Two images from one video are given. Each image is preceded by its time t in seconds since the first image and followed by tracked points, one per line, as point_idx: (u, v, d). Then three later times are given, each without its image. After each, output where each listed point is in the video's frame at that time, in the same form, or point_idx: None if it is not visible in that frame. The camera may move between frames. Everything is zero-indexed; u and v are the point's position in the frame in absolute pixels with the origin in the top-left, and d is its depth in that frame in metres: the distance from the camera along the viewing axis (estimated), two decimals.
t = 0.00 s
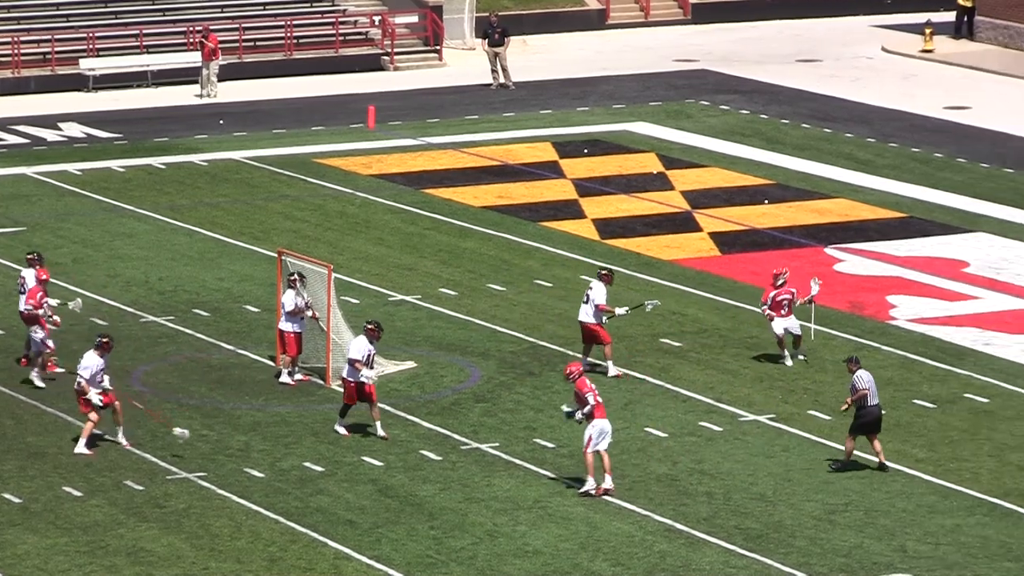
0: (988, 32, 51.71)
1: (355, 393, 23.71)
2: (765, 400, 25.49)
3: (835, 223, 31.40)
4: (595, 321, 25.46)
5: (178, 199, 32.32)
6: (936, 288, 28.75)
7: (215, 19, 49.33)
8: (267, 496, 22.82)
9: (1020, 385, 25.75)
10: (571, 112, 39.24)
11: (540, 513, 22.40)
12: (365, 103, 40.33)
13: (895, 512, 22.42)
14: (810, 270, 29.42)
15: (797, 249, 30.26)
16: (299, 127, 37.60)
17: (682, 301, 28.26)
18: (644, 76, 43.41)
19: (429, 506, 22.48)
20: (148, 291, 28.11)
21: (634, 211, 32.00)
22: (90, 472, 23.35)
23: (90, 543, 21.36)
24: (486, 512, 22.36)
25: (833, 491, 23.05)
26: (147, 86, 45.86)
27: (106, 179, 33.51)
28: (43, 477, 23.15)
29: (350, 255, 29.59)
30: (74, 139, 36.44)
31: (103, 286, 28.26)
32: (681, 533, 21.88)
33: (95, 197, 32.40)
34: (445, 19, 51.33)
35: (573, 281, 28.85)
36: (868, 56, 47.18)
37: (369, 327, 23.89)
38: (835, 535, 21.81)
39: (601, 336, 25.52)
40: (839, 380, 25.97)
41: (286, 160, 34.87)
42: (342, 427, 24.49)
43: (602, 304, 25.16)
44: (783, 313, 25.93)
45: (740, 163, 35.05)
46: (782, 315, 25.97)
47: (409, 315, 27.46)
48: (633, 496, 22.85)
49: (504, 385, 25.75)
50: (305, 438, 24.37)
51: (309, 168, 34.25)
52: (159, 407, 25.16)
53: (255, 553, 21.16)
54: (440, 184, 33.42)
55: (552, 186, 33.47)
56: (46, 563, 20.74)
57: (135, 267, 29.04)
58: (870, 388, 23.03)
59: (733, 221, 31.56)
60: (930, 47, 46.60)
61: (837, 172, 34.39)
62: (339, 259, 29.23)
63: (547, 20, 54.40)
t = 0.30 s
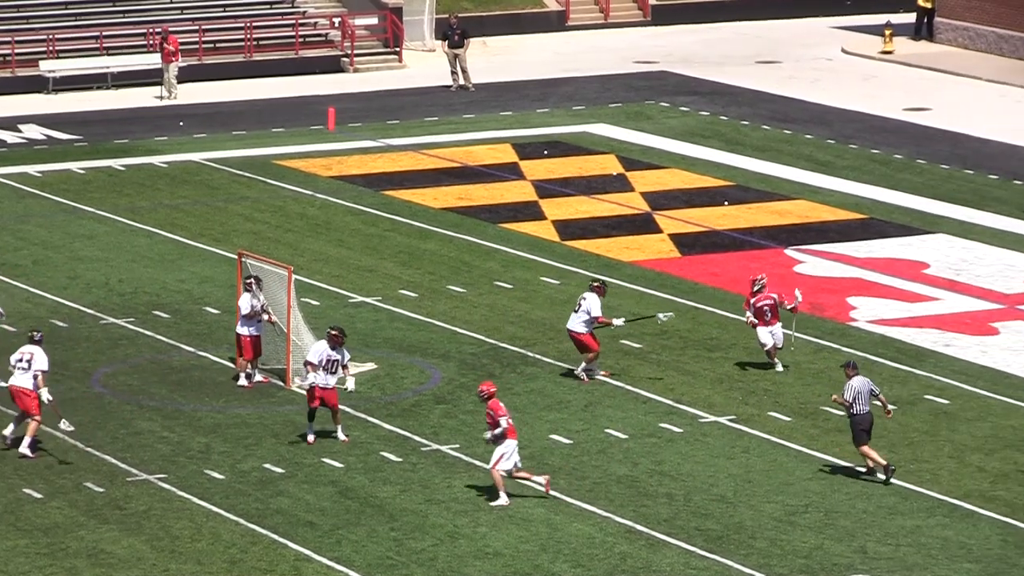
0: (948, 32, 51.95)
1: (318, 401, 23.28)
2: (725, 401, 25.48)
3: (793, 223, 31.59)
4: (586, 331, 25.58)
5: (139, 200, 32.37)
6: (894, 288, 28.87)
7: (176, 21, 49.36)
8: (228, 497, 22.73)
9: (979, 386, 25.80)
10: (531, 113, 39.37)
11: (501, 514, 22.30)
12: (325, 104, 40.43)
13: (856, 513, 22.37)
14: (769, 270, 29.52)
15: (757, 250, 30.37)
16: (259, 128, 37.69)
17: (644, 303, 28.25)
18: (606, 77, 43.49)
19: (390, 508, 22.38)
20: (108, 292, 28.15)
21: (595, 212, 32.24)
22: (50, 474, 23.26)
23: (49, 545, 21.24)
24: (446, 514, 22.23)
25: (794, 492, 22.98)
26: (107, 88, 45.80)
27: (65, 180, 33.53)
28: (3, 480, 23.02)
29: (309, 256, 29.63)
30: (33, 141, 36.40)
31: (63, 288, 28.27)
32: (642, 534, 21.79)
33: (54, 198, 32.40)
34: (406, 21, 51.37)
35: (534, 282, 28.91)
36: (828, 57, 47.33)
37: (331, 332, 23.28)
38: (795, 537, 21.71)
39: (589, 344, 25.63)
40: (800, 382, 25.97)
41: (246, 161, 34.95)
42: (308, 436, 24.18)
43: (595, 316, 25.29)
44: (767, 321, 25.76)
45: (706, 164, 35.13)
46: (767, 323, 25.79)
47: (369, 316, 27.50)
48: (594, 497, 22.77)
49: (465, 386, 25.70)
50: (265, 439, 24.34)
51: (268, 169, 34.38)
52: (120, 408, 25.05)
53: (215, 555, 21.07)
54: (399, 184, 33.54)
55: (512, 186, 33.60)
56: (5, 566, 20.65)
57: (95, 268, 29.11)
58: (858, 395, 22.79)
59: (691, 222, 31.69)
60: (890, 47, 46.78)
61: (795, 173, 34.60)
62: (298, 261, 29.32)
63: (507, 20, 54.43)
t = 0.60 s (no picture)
0: (926, 33, 51.98)
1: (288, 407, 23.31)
2: (704, 401, 25.45)
3: (771, 223, 31.60)
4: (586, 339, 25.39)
5: (118, 200, 32.44)
6: (873, 289, 28.90)
7: (154, 22, 49.40)
8: (207, 497, 22.71)
9: (958, 386, 25.78)
10: (509, 112, 39.43)
11: (480, 514, 22.26)
12: (303, 104, 40.50)
13: (835, 513, 22.30)
14: (748, 271, 29.54)
15: (736, 251, 30.40)
16: (238, 128, 37.75)
17: (624, 303, 28.26)
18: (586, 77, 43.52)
19: (369, 508, 22.33)
20: (87, 292, 28.22)
21: (572, 212, 32.29)
22: (30, 474, 23.20)
23: (29, 545, 21.21)
24: (425, 513, 22.23)
25: (773, 492, 22.94)
26: (86, 88, 45.79)
27: (43, 180, 33.58)
28: None
29: (288, 256, 29.69)
30: (11, 141, 36.42)
31: (41, 288, 28.34)
32: (621, 534, 21.73)
33: (33, 198, 32.45)
34: (384, 21, 51.45)
35: (513, 282, 28.94)
36: (807, 57, 47.34)
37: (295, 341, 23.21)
38: (775, 537, 21.64)
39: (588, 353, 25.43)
40: (781, 383, 25.94)
41: (223, 161, 35.01)
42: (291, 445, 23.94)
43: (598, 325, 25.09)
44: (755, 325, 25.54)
45: (688, 165, 35.17)
46: (754, 326, 25.57)
47: (348, 316, 27.55)
48: (573, 497, 22.72)
49: (444, 386, 25.68)
50: (244, 439, 24.34)
51: (245, 169, 34.46)
52: (100, 408, 25.04)
53: (195, 555, 21.04)
54: (377, 184, 33.58)
55: (489, 186, 33.64)
56: None
57: (74, 268, 29.17)
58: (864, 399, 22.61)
59: (669, 222, 31.71)
60: (868, 48, 46.79)
61: (775, 173, 34.62)
62: (276, 261, 29.40)
63: (485, 21, 54.50)
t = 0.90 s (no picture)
0: (918, 33, 51.99)
1: (267, 411, 23.20)
2: (695, 401, 25.45)
3: (762, 223, 31.61)
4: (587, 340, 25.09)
5: (109, 200, 32.47)
6: (865, 288, 28.91)
7: (145, 22, 49.47)
8: (198, 497, 22.73)
9: (950, 386, 25.77)
10: (500, 112, 39.44)
11: (471, 514, 22.26)
12: (294, 104, 40.52)
13: (826, 513, 22.29)
14: (740, 271, 29.54)
15: (727, 251, 30.41)
16: (228, 128, 37.78)
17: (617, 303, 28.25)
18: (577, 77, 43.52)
19: (362, 508, 22.35)
20: (77, 292, 28.23)
21: (563, 212, 32.30)
22: (22, 474, 23.22)
23: (21, 545, 21.23)
24: (417, 513, 22.24)
25: (764, 492, 22.94)
26: (77, 88, 45.81)
27: (34, 180, 33.60)
28: None
29: (279, 257, 29.70)
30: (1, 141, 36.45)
31: (32, 288, 28.35)
32: (613, 534, 21.73)
33: (23, 198, 32.48)
34: (375, 21, 51.53)
35: (505, 282, 28.96)
36: (798, 57, 47.33)
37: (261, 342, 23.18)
38: (767, 537, 21.63)
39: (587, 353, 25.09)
40: (774, 383, 25.93)
41: (214, 161, 35.04)
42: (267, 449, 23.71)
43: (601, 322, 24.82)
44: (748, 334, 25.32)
45: (681, 165, 35.17)
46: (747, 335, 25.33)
47: (339, 316, 27.58)
48: (564, 497, 22.72)
49: (435, 386, 25.70)
50: (235, 439, 24.36)
51: (237, 169, 34.47)
52: (92, 408, 25.06)
53: (187, 555, 21.06)
54: (368, 184, 33.60)
55: (480, 186, 33.64)
56: None
57: (65, 268, 29.20)
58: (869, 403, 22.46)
59: (660, 222, 31.73)
60: (859, 48, 46.78)
61: (768, 173, 34.61)
62: (267, 261, 29.42)
63: (476, 21, 54.55)
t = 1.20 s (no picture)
0: (925, 31, 51.95)
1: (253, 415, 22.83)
2: (704, 401, 25.45)
3: (771, 224, 31.60)
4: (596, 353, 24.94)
5: (117, 200, 32.47)
6: (873, 288, 28.91)
7: (152, 20, 49.48)
8: (207, 497, 22.73)
9: (958, 385, 25.77)
10: (507, 112, 39.43)
11: (480, 514, 22.27)
12: (303, 104, 40.51)
13: (834, 513, 22.29)
14: (748, 270, 29.54)
15: (736, 250, 30.41)
16: (237, 128, 37.76)
17: (624, 302, 28.26)
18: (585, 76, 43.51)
19: (371, 507, 22.35)
20: (86, 292, 28.23)
21: (572, 212, 32.28)
22: (30, 474, 23.22)
23: (30, 544, 21.24)
24: (426, 513, 22.25)
25: (773, 492, 22.94)
26: (85, 88, 45.83)
27: (43, 180, 33.61)
28: None
29: (288, 256, 29.71)
30: (10, 140, 36.47)
31: (41, 288, 28.36)
32: (622, 533, 21.74)
33: (33, 198, 32.48)
34: (383, 20, 51.53)
35: (513, 282, 28.95)
36: (806, 56, 47.29)
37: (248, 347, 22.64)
38: (776, 536, 21.64)
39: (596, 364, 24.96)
40: (781, 382, 25.93)
41: (223, 160, 35.05)
42: (259, 454, 23.70)
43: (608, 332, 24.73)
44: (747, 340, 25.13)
45: (688, 164, 35.16)
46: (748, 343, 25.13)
47: (348, 316, 27.57)
48: (574, 497, 22.72)
49: (444, 386, 25.70)
50: (245, 439, 24.36)
51: (246, 169, 34.45)
52: (101, 407, 25.06)
53: (196, 554, 21.07)
54: (376, 184, 33.59)
55: (488, 186, 33.64)
56: None
57: (74, 268, 29.20)
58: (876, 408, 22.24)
59: (669, 222, 31.72)
60: (867, 47, 46.74)
61: (775, 172, 34.60)
62: (276, 261, 29.42)
63: (484, 20, 54.55)
